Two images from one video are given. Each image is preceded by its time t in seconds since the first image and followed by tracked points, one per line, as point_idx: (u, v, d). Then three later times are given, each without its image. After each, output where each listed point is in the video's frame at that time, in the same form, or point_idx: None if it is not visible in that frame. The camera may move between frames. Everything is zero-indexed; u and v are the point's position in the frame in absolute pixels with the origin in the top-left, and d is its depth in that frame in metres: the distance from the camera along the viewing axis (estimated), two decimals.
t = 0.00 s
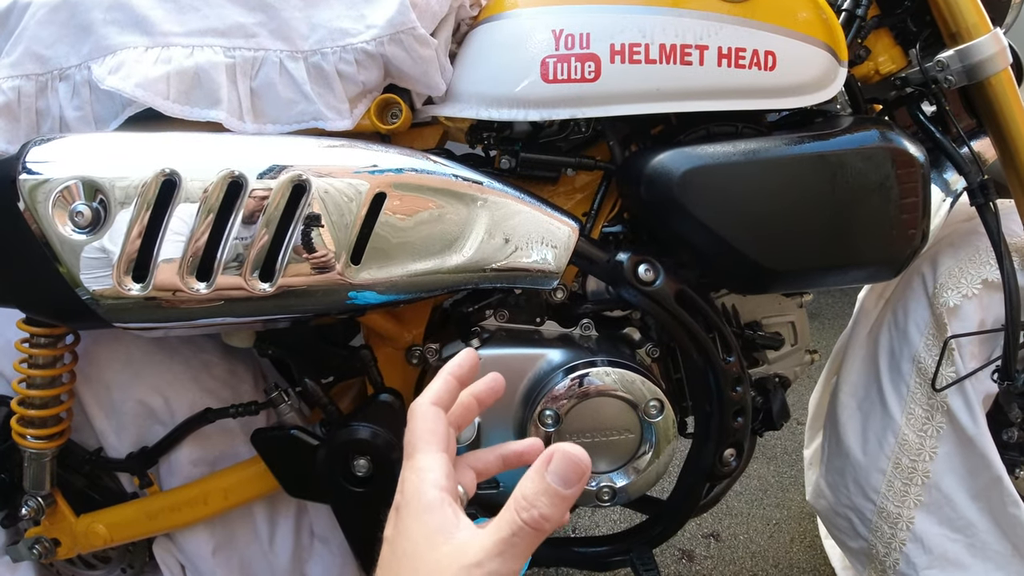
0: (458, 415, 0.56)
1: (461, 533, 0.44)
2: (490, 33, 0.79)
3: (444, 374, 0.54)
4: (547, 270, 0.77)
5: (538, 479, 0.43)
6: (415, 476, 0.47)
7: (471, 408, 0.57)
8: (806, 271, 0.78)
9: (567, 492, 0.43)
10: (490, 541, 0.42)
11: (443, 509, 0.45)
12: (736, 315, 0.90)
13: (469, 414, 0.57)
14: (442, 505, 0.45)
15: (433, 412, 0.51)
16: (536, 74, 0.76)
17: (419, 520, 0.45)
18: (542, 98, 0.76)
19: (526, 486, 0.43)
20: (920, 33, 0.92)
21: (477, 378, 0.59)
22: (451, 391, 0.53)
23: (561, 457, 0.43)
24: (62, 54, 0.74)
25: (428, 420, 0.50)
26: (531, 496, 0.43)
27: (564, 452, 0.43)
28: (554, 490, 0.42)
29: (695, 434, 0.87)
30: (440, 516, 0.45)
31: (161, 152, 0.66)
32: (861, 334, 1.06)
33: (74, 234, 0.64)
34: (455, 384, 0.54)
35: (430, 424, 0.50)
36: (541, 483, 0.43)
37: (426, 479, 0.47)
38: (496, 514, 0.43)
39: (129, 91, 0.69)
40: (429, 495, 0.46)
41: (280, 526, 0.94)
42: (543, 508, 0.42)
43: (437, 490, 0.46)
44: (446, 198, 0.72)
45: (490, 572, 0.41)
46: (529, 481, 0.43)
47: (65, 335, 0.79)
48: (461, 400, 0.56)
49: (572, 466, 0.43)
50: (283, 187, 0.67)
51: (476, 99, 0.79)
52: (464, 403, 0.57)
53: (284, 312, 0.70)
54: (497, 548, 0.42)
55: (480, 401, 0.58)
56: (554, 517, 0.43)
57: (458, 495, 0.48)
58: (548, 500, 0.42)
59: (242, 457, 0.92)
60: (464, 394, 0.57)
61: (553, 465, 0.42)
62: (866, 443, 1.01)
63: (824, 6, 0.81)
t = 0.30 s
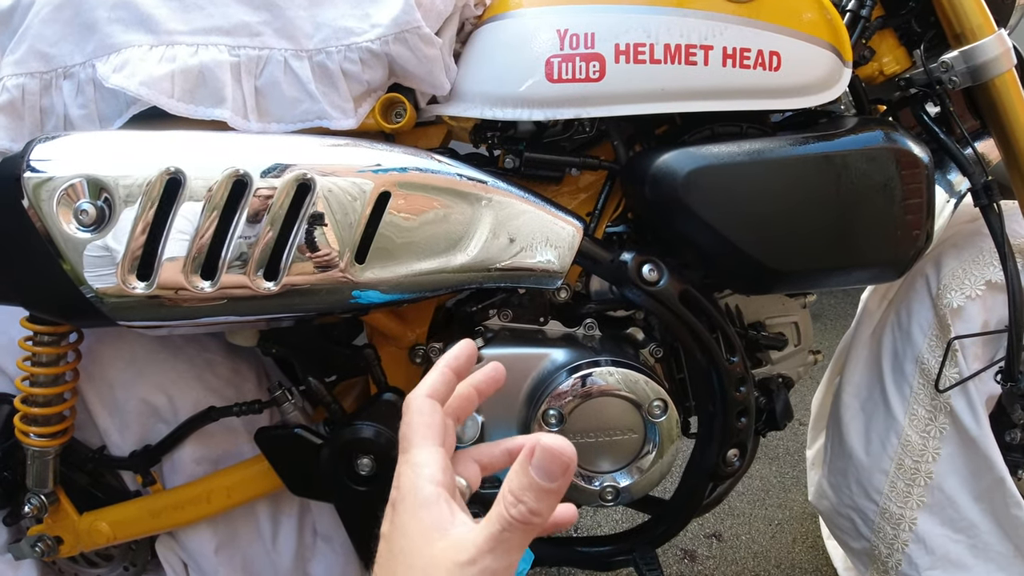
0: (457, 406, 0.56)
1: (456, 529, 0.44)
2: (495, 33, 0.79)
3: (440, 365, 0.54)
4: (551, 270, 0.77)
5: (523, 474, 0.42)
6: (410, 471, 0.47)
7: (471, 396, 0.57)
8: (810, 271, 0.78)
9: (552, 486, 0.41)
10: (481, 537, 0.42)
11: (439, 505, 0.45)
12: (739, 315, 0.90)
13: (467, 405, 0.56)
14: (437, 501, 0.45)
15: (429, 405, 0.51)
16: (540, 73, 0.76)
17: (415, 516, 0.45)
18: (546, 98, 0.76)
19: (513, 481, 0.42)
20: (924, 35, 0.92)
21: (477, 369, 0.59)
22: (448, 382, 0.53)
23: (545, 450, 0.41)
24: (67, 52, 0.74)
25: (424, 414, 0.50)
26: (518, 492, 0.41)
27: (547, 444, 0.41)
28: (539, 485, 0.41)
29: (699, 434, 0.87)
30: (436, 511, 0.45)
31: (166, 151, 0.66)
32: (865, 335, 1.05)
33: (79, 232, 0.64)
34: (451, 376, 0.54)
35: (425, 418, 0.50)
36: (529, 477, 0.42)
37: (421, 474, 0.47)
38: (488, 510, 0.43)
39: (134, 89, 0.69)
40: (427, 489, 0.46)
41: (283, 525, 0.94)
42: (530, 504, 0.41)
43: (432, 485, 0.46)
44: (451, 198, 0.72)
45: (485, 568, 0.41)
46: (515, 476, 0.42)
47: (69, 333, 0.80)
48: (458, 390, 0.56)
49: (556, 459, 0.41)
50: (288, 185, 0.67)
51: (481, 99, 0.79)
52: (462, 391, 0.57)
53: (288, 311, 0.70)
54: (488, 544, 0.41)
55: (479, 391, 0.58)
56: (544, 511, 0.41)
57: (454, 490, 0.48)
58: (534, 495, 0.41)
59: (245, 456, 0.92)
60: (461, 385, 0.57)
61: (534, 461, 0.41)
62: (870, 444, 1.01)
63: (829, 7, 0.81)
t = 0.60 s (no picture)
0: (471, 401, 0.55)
1: (464, 520, 0.44)
2: (498, 31, 0.79)
3: (451, 360, 0.54)
4: (554, 268, 0.77)
5: (533, 462, 0.42)
6: (424, 463, 0.47)
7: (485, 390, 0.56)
8: (811, 270, 0.79)
9: (561, 473, 0.41)
10: (488, 527, 0.42)
11: (450, 496, 0.45)
12: (741, 314, 0.91)
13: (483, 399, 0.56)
14: (448, 492, 0.45)
15: (443, 400, 0.51)
16: (544, 72, 0.76)
17: (425, 508, 0.45)
18: (549, 97, 0.77)
19: (522, 470, 0.42)
20: (926, 35, 0.92)
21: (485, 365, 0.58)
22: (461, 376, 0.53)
23: (555, 435, 0.42)
24: (71, 49, 0.75)
25: (439, 408, 0.50)
26: (527, 479, 0.42)
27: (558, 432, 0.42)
28: (547, 472, 0.41)
29: (700, 432, 0.87)
30: (447, 502, 0.45)
31: (171, 148, 0.66)
32: (866, 334, 1.06)
33: (83, 228, 0.64)
34: (462, 370, 0.54)
35: (440, 411, 0.50)
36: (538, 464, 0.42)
37: (434, 466, 0.47)
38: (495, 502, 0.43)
39: (139, 86, 0.69)
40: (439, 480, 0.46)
41: (285, 522, 0.94)
42: (539, 491, 0.41)
43: (445, 478, 0.46)
44: (455, 196, 0.73)
45: (490, 559, 0.41)
46: (523, 465, 0.43)
47: (71, 329, 0.80)
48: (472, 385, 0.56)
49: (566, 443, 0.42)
50: (292, 182, 0.67)
51: (484, 97, 0.79)
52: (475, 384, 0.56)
53: (291, 308, 0.71)
54: (495, 533, 0.42)
55: (492, 388, 0.57)
56: (553, 500, 0.42)
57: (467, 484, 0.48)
58: (542, 481, 0.41)
59: (248, 453, 0.92)
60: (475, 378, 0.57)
61: (545, 446, 0.41)
62: (871, 443, 1.01)
63: (832, 6, 0.81)
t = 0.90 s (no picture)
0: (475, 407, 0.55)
1: (470, 525, 0.44)
2: (503, 35, 0.80)
3: (456, 370, 0.54)
4: (557, 270, 0.77)
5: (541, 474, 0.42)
6: (430, 471, 0.48)
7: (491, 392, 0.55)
8: (813, 273, 0.79)
9: (567, 485, 0.41)
10: (493, 533, 0.42)
11: (456, 502, 0.46)
12: (743, 317, 0.91)
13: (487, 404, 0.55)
14: (455, 498, 0.46)
15: (449, 410, 0.51)
16: (548, 76, 0.77)
17: (433, 512, 0.46)
18: (553, 100, 0.77)
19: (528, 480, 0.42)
20: (928, 40, 0.93)
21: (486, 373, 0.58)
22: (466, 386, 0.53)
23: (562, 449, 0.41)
24: (78, 49, 0.75)
25: (445, 418, 0.50)
26: (533, 490, 0.42)
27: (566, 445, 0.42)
28: (552, 484, 0.41)
29: (702, 434, 0.87)
30: (453, 508, 0.45)
31: (178, 149, 0.66)
32: (867, 337, 1.06)
33: (91, 228, 0.64)
34: (467, 380, 0.54)
35: (446, 421, 0.50)
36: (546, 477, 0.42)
37: (440, 473, 0.47)
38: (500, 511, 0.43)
39: (146, 87, 0.70)
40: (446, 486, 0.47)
41: (289, 522, 0.95)
42: (543, 502, 0.41)
43: (452, 484, 0.47)
44: (461, 199, 0.73)
45: (494, 563, 0.42)
46: (532, 476, 0.42)
47: (77, 329, 0.80)
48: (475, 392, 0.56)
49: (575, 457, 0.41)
50: (298, 184, 0.67)
51: (488, 100, 0.79)
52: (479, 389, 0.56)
53: (295, 309, 0.71)
54: (499, 539, 0.42)
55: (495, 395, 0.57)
56: (556, 511, 0.42)
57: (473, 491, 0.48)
58: (547, 493, 0.41)
59: (251, 453, 0.93)
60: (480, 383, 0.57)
61: (550, 460, 0.41)
62: (871, 446, 1.02)
63: (835, 11, 0.82)
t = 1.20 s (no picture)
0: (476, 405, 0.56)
1: (472, 521, 0.45)
2: (510, 37, 0.80)
3: (459, 366, 0.54)
4: (563, 271, 0.78)
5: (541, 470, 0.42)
6: (432, 466, 0.48)
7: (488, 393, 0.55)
8: (818, 275, 0.79)
9: (567, 481, 0.41)
10: (495, 528, 0.43)
11: (458, 498, 0.46)
12: (748, 318, 0.92)
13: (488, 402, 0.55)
14: (457, 494, 0.46)
15: (450, 405, 0.52)
16: (555, 78, 0.77)
17: (434, 508, 0.46)
18: (560, 102, 0.78)
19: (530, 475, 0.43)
20: (933, 44, 0.93)
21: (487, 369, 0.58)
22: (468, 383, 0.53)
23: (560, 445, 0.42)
24: (86, 49, 0.76)
25: (447, 413, 0.51)
26: (535, 485, 0.42)
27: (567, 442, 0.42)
28: (553, 479, 0.42)
29: (706, 435, 0.88)
30: (454, 504, 0.45)
31: (187, 149, 0.67)
32: (871, 339, 1.07)
33: (100, 227, 0.65)
34: (470, 377, 0.55)
35: (448, 416, 0.51)
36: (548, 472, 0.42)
37: (442, 469, 0.48)
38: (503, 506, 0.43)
39: (155, 88, 0.70)
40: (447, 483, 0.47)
41: (293, 521, 0.95)
42: (544, 498, 0.42)
43: (453, 480, 0.47)
44: (469, 200, 0.73)
45: (497, 559, 0.42)
46: (534, 471, 0.43)
47: (83, 328, 0.80)
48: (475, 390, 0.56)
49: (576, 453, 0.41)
50: (307, 184, 0.68)
51: (495, 102, 0.80)
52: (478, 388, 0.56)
53: (302, 309, 0.71)
54: (501, 535, 0.42)
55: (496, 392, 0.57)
56: (558, 507, 0.42)
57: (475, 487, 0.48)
58: (547, 487, 0.41)
59: (256, 453, 0.93)
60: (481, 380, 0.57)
61: (551, 455, 0.41)
62: (875, 448, 1.02)
63: (840, 14, 0.82)
